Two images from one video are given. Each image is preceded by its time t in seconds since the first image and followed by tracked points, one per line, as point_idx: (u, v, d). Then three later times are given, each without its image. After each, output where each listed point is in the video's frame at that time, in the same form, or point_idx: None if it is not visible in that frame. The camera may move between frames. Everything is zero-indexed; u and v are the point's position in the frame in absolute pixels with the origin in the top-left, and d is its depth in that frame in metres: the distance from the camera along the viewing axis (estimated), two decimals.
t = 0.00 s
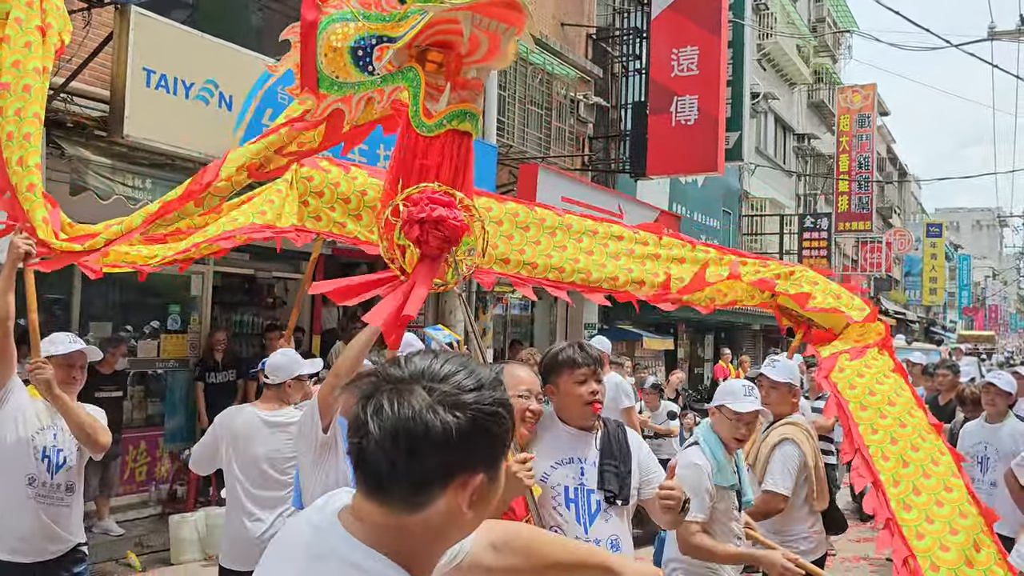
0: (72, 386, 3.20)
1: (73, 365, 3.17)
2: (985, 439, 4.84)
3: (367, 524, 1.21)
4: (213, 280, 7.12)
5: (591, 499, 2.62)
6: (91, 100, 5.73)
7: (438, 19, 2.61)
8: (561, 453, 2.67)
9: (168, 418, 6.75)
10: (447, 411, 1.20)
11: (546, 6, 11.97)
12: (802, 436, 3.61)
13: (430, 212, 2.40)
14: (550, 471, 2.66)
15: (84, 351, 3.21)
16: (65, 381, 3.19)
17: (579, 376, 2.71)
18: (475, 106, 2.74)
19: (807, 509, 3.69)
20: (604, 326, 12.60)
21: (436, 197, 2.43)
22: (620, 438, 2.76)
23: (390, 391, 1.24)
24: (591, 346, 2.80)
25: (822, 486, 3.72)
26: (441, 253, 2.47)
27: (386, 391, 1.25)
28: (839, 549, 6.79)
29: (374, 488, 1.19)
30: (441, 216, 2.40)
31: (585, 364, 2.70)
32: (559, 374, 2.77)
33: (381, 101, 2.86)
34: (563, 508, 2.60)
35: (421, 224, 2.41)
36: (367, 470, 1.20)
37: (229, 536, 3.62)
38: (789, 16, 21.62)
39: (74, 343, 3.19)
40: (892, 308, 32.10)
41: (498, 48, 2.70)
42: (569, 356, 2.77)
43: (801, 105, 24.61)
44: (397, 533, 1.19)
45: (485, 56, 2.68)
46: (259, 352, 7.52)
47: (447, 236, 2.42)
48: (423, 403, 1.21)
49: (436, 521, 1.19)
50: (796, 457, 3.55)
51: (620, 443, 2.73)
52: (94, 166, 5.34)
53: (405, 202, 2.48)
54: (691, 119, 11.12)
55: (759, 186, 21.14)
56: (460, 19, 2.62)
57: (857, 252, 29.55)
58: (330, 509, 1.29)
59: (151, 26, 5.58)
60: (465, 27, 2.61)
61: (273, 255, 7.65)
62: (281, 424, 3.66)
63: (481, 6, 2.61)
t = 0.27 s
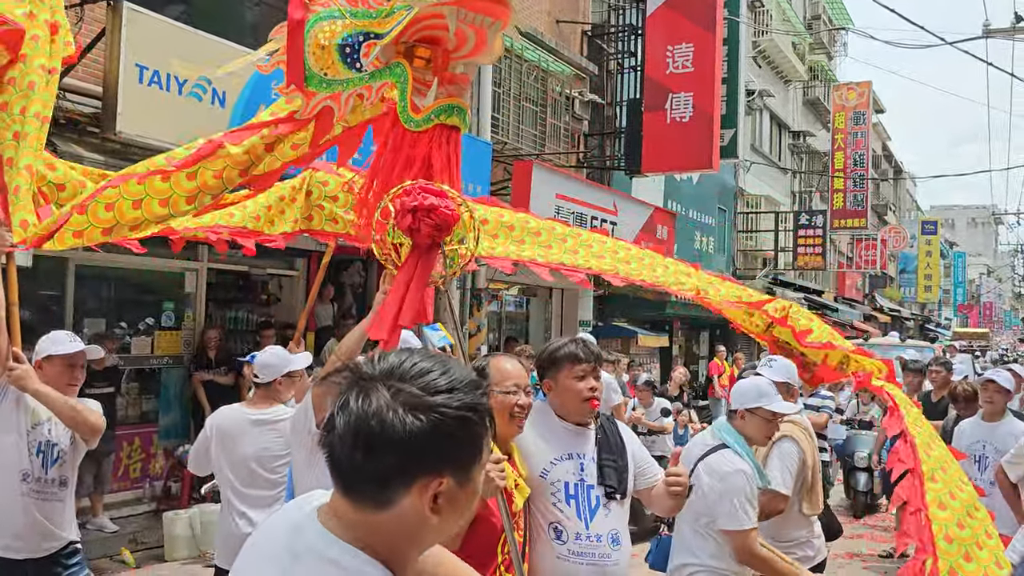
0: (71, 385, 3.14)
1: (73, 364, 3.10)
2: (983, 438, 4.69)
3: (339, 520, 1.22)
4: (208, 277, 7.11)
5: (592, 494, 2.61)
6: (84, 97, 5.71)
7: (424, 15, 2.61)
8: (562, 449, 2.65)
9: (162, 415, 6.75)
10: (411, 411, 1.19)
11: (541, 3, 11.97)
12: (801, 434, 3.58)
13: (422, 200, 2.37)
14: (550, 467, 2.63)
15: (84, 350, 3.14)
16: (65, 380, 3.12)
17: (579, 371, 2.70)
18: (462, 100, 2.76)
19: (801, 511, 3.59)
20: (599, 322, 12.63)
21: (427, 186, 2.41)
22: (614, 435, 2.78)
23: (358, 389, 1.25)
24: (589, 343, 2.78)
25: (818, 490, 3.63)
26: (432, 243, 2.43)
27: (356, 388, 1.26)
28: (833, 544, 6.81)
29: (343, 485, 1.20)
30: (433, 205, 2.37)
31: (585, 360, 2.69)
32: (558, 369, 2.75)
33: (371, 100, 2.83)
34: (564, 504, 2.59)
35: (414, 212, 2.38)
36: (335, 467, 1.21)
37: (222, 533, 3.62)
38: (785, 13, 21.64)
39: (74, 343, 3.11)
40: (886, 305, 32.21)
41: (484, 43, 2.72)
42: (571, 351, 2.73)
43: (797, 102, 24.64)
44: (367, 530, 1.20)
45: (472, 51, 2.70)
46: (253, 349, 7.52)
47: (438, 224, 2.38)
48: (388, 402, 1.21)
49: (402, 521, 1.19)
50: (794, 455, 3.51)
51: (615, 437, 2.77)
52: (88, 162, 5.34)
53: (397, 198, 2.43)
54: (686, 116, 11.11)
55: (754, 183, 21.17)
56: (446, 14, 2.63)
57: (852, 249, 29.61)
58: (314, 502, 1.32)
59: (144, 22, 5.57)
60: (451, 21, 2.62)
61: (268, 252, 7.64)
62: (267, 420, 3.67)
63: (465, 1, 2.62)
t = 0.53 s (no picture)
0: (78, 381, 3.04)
1: (81, 360, 3.00)
2: (975, 437, 4.70)
3: (328, 509, 1.22)
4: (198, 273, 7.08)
5: (583, 491, 2.62)
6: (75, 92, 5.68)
7: (414, 13, 2.61)
8: (552, 445, 2.65)
9: (152, 411, 6.74)
10: (397, 396, 1.20)
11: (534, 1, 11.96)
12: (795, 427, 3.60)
13: (445, 202, 2.30)
14: (541, 464, 2.63)
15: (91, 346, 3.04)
16: (74, 376, 3.02)
17: (565, 373, 2.68)
18: (453, 98, 2.76)
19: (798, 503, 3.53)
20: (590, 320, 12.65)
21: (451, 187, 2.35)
22: (605, 429, 2.79)
23: (344, 377, 1.26)
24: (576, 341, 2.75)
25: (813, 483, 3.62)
26: (451, 244, 2.37)
27: (342, 377, 1.26)
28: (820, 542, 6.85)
29: (330, 472, 1.21)
30: (454, 207, 2.31)
31: (573, 360, 2.67)
32: (546, 371, 2.72)
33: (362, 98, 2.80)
34: (554, 500, 2.59)
35: (435, 213, 2.30)
36: (322, 454, 1.22)
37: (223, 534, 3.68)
38: (777, 12, 21.69)
39: (81, 337, 3.01)
40: (877, 304, 32.35)
41: (476, 41, 2.71)
42: (558, 350, 2.69)
43: (789, 102, 24.71)
44: (356, 516, 1.21)
45: (463, 50, 2.70)
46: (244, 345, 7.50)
47: (460, 226, 2.31)
48: (374, 389, 1.21)
49: (391, 505, 1.20)
50: (788, 447, 3.54)
51: (606, 433, 2.78)
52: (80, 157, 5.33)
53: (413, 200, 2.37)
54: (678, 115, 11.14)
55: (746, 181, 21.22)
56: (436, 12, 2.63)
57: (842, 248, 29.73)
58: (296, 489, 1.32)
59: (135, 16, 5.55)
60: (442, 20, 2.63)
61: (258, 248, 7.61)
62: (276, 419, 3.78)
63: None
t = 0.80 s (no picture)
0: (103, 378, 3.04)
1: (104, 356, 2.99)
2: (964, 437, 4.73)
3: (323, 497, 1.21)
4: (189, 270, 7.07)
5: (573, 489, 2.63)
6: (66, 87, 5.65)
7: (410, 11, 2.57)
8: (542, 442, 2.66)
9: (143, 408, 6.70)
10: (388, 381, 1.21)
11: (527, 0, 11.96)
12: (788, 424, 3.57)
13: (450, 215, 2.27)
14: (532, 462, 2.63)
15: (113, 342, 3.02)
16: (97, 372, 3.02)
17: (556, 370, 2.67)
18: (449, 96, 2.74)
19: (796, 500, 3.58)
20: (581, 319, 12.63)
21: (455, 200, 2.33)
22: (595, 426, 2.79)
23: (333, 364, 1.25)
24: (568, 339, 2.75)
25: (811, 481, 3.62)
26: (454, 258, 2.33)
27: (330, 365, 1.25)
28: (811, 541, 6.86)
29: (323, 459, 1.20)
30: (462, 221, 2.27)
31: (562, 359, 2.67)
32: (535, 368, 2.71)
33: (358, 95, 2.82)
34: (543, 498, 2.60)
35: (439, 227, 2.27)
36: (314, 443, 1.21)
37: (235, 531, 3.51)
38: (770, 13, 21.75)
39: (105, 334, 3.00)
40: (867, 305, 32.49)
41: (472, 39, 2.67)
42: (547, 349, 2.69)
43: (780, 103, 24.78)
44: (351, 502, 1.20)
45: (460, 48, 2.65)
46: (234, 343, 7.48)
47: (466, 241, 2.29)
48: (365, 373, 1.21)
49: (385, 489, 1.20)
50: (785, 444, 3.52)
51: (596, 431, 2.77)
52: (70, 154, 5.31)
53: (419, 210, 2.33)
54: (671, 115, 11.16)
55: (738, 182, 21.28)
56: (432, 10, 2.57)
57: (833, 250, 29.83)
58: (277, 479, 1.29)
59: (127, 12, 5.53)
60: (439, 20, 2.58)
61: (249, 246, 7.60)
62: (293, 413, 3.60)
63: None
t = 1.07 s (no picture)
0: (118, 378, 3.02)
1: (118, 357, 2.97)
2: (953, 440, 4.75)
3: (311, 497, 1.21)
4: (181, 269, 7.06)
5: (563, 490, 2.62)
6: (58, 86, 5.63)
7: (404, 14, 2.57)
8: (533, 444, 2.65)
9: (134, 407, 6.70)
10: (373, 378, 1.20)
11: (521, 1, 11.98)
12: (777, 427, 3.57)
13: (448, 274, 2.20)
14: (522, 463, 2.63)
15: (129, 341, 3.01)
16: (113, 373, 3.00)
17: (545, 372, 2.66)
18: (445, 98, 2.73)
19: (784, 503, 3.59)
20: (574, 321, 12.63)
21: (454, 258, 2.24)
22: (586, 427, 2.79)
23: (318, 363, 1.24)
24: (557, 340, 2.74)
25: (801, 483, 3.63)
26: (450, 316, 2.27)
27: (315, 364, 1.25)
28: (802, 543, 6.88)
29: (310, 460, 1.20)
30: (459, 280, 2.22)
31: (551, 361, 2.65)
32: (524, 370, 2.70)
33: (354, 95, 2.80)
34: (534, 499, 2.60)
35: (437, 286, 2.21)
36: (301, 443, 1.21)
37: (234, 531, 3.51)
38: (764, 16, 21.80)
39: (121, 332, 2.99)
40: (859, 307, 32.58)
41: (468, 41, 2.68)
42: (536, 350, 2.67)
43: (774, 105, 24.85)
44: (339, 501, 1.20)
45: (456, 50, 2.67)
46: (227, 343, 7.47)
47: (462, 300, 2.24)
48: (349, 371, 1.21)
49: (372, 487, 1.20)
50: (773, 445, 3.54)
51: (587, 431, 2.77)
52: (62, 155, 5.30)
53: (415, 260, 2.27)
54: (664, 116, 11.17)
55: (731, 184, 21.33)
56: (426, 12, 2.58)
57: (826, 252, 29.92)
58: (261, 478, 1.28)
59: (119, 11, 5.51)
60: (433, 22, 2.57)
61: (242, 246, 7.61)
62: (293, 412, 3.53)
63: None
